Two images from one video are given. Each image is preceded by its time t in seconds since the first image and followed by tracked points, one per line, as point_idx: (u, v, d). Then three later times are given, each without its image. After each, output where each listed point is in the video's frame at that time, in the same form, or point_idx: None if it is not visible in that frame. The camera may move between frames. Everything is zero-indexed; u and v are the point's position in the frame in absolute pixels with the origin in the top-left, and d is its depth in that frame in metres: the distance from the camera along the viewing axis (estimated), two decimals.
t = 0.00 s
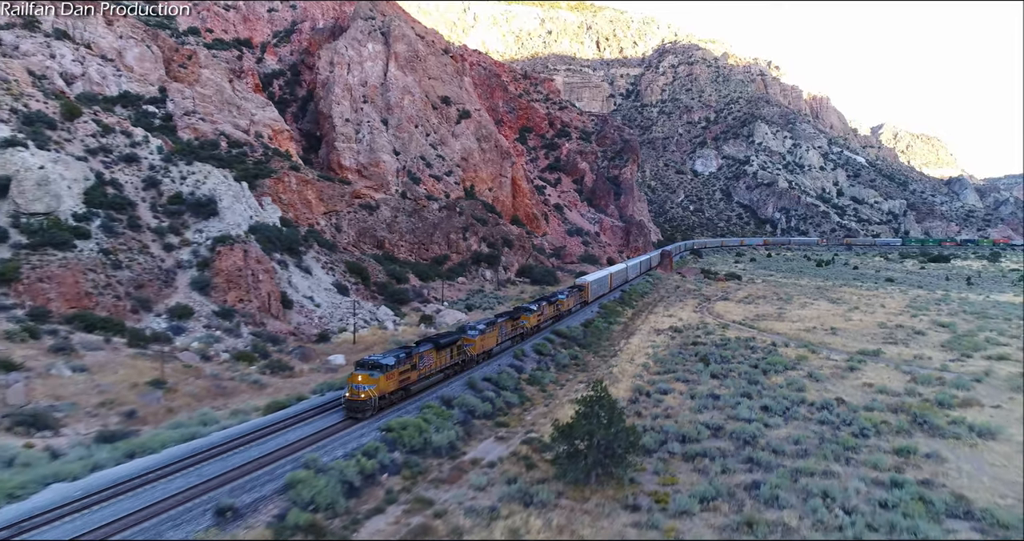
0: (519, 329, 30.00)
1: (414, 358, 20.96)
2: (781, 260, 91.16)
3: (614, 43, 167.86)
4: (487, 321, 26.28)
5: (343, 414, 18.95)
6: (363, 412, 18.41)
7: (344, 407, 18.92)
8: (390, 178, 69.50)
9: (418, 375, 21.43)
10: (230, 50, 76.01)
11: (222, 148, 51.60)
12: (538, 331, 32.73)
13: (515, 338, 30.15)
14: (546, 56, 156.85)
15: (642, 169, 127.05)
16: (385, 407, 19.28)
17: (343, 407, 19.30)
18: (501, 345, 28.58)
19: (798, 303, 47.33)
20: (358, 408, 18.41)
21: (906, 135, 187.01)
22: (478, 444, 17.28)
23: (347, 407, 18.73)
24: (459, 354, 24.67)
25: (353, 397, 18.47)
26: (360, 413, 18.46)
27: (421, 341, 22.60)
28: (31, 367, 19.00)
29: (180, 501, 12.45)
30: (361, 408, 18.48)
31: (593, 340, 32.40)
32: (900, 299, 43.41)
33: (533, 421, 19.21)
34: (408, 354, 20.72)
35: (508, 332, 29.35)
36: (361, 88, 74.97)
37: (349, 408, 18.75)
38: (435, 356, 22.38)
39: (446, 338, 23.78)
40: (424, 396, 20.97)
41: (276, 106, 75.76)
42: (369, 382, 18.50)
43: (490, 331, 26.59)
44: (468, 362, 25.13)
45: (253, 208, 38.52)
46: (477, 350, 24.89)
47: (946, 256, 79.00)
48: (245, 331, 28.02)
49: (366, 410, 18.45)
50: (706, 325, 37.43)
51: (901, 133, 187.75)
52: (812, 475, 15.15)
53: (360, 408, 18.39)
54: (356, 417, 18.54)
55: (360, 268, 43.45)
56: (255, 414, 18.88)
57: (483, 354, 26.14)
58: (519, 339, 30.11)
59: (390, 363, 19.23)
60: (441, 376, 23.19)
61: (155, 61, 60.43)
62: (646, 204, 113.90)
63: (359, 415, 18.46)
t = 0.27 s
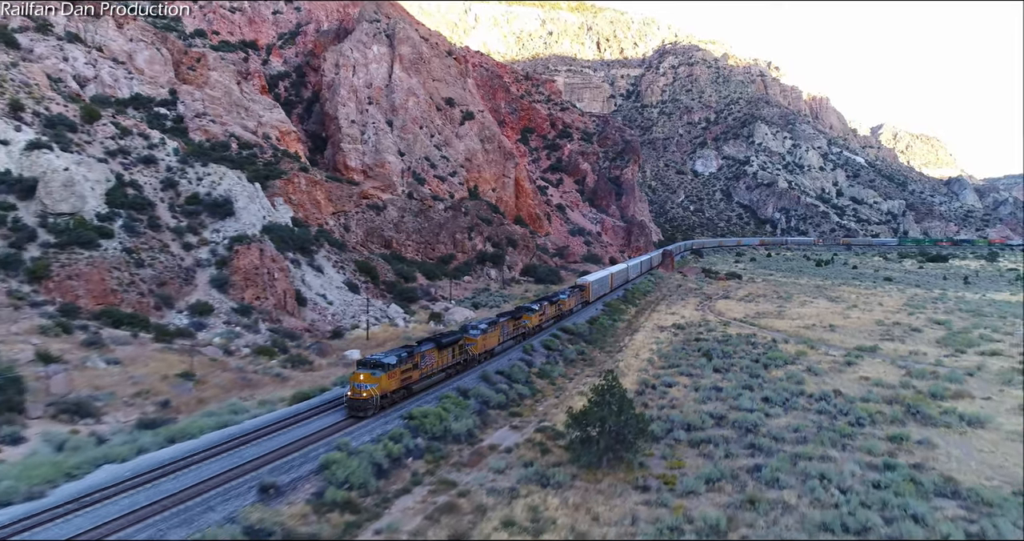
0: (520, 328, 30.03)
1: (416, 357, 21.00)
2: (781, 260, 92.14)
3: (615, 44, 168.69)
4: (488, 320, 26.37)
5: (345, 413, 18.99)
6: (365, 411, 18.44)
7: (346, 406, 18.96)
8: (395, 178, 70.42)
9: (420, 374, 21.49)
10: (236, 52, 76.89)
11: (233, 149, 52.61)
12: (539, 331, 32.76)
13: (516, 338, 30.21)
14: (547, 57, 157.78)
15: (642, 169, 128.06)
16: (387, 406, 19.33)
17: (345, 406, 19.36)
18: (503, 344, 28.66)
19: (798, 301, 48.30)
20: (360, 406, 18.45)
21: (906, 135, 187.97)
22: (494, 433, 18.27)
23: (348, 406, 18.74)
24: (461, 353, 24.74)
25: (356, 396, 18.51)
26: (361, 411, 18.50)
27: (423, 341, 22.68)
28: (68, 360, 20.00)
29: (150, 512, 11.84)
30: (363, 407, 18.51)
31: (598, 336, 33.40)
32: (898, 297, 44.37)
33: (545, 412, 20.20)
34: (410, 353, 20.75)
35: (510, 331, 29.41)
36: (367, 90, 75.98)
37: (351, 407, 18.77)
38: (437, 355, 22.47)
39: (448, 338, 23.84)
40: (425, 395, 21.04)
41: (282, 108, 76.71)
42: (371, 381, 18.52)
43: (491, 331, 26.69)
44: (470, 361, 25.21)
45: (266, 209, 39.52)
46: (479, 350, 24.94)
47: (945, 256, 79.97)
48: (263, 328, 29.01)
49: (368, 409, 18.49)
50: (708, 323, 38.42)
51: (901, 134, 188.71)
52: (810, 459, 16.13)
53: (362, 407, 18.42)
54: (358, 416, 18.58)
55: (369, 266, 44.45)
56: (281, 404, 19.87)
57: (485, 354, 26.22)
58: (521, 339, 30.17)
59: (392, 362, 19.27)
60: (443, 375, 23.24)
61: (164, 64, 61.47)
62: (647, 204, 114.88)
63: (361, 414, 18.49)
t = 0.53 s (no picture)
0: (522, 328, 30.00)
1: (417, 356, 21.04)
2: (780, 260, 93.13)
3: (615, 45, 169.33)
4: (490, 320, 26.38)
5: (347, 412, 19.04)
6: (366, 409, 18.48)
7: (347, 404, 19.02)
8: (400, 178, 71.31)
9: (421, 373, 21.53)
10: (242, 54, 77.70)
11: (242, 151, 53.57)
12: (541, 330, 32.72)
13: (518, 337, 30.18)
14: (548, 58, 158.49)
15: (643, 170, 129.05)
16: (387, 404, 19.39)
17: (347, 405, 19.44)
18: (504, 344, 28.66)
19: (797, 300, 49.28)
20: (361, 405, 18.48)
21: (906, 135, 188.97)
22: (508, 421, 19.27)
23: (350, 404, 18.80)
24: (462, 352, 24.74)
25: (357, 395, 18.55)
26: (363, 410, 18.53)
27: (425, 340, 22.68)
28: (102, 353, 21.04)
29: (134, 517, 11.70)
30: (365, 405, 18.55)
31: (603, 332, 34.45)
32: (895, 296, 45.39)
33: (556, 403, 21.20)
34: (411, 352, 20.76)
35: (512, 330, 29.39)
36: (371, 92, 76.95)
37: (353, 405, 18.82)
38: (438, 354, 22.49)
39: (450, 336, 23.84)
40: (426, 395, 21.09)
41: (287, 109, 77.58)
42: (372, 379, 18.54)
43: (493, 330, 26.72)
44: (472, 360, 25.23)
45: (278, 210, 40.55)
46: (480, 349, 24.97)
47: (943, 255, 81.03)
48: (279, 324, 30.01)
49: (370, 408, 18.53)
50: (709, 320, 39.45)
51: (901, 134, 189.70)
52: (808, 445, 17.13)
53: (363, 405, 18.47)
54: (359, 414, 18.64)
55: (378, 265, 45.45)
56: (305, 395, 20.88)
57: (486, 353, 26.22)
58: (523, 338, 30.14)
59: (393, 360, 19.28)
60: (444, 374, 23.29)
61: (174, 66, 62.17)
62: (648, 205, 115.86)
63: (363, 412, 18.54)
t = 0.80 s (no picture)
0: (523, 327, 30.09)
1: (418, 355, 21.03)
2: (779, 259, 94.17)
3: (615, 46, 169.96)
4: (491, 319, 26.45)
5: (348, 410, 19.05)
6: (368, 407, 18.48)
7: (349, 402, 19.04)
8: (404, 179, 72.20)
9: (422, 372, 21.53)
10: (247, 56, 78.43)
11: (251, 152, 54.54)
12: (542, 330, 32.81)
13: (519, 336, 30.24)
14: (549, 59, 159.23)
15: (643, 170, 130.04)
16: (389, 403, 19.43)
17: (349, 403, 19.45)
18: (505, 343, 28.75)
19: (796, 298, 50.34)
20: (363, 403, 18.47)
21: (904, 136, 190.03)
22: (521, 411, 20.31)
23: (352, 402, 18.82)
24: (463, 351, 24.77)
25: (359, 392, 18.52)
26: (365, 408, 18.52)
27: (426, 338, 22.68)
28: (132, 346, 22.07)
29: (135, 514, 11.73)
30: (366, 404, 18.55)
31: (608, 328, 35.55)
32: (892, 294, 46.46)
33: (565, 394, 22.25)
34: (412, 351, 20.76)
35: (512, 330, 29.47)
36: (376, 93, 77.83)
37: (354, 403, 18.83)
38: (439, 353, 22.50)
39: (451, 336, 23.83)
40: (427, 393, 21.13)
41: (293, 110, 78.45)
42: (374, 378, 18.52)
43: (495, 329, 26.80)
44: (473, 358, 25.30)
45: (291, 210, 41.57)
46: (481, 348, 24.97)
47: (940, 256, 82.10)
48: (295, 320, 31.01)
49: (371, 406, 18.52)
50: (711, 317, 40.48)
51: (900, 134, 190.73)
52: (806, 432, 18.15)
53: (365, 403, 18.46)
54: (361, 412, 18.65)
55: (386, 264, 46.52)
56: (327, 386, 21.90)
57: (487, 352, 26.31)
58: (524, 338, 30.24)
59: (394, 359, 19.28)
60: (445, 372, 23.30)
61: (183, 68, 63.06)
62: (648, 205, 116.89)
63: (365, 410, 18.54)
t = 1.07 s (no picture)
0: (524, 326, 30.23)
1: (420, 354, 21.11)
2: (779, 259, 95.17)
3: (615, 46, 170.90)
4: (492, 319, 26.61)
5: (350, 408, 19.13)
6: (370, 405, 18.54)
7: (351, 400, 19.10)
8: (409, 179, 73.19)
9: (423, 370, 21.61)
10: (253, 58, 79.28)
11: (261, 153, 55.59)
12: (543, 329, 32.96)
13: (520, 336, 30.35)
14: (549, 59, 160.15)
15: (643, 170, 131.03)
16: (390, 401, 19.47)
17: (350, 402, 19.52)
18: (506, 342, 28.85)
19: (796, 296, 51.36)
20: (365, 401, 18.56)
21: (904, 136, 191.16)
22: (533, 401, 21.34)
23: (353, 401, 18.89)
24: (464, 350, 24.85)
25: (361, 391, 18.58)
26: (367, 406, 18.61)
27: (427, 337, 22.74)
28: (160, 340, 23.08)
29: (163, 499, 12.33)
30: (368, 402, 18.61)
31: (612, 325, 36.64)
32: (889, 292, 47.55)
33: (574, 386, 23.26)
34: (414, 349, 20.85)
35: (514, 329, 29.59)
36: (381, 95, 78.83)
37: (356, 401, 18.91)
38: (441, 352, 22.56)
39: (452, 334, 23.90)
40: (428, 392, 21.17)
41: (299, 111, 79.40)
42: (376, 376, 18.57)
43: (495, 328, 26.94)
44: (474, 358, 25.37)
45: (302, 210, 42.65)
46: (482, 347, 25.03)
47: (938, 255, 83.16)
48: (310, 317, 32.01)
49: (373, 404, 18.60)
50: (712, 315, 41.53)
51: (899, 134, 191.92)
52: (803, 419, 19.21)
53: (367, 401, 18.55)
54: (362, 411, 18.75)
55: (394, 263, 47.54)
56: (346, 379, 22.90)
57: (488, 352, 26.43)
58: (524, 337, 30.38)
59: (396, 357, 19.38)
60: (446, 371, 23.37)
61: (191, 70, 63.92)
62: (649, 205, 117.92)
63: (366, 408, 18.63)
